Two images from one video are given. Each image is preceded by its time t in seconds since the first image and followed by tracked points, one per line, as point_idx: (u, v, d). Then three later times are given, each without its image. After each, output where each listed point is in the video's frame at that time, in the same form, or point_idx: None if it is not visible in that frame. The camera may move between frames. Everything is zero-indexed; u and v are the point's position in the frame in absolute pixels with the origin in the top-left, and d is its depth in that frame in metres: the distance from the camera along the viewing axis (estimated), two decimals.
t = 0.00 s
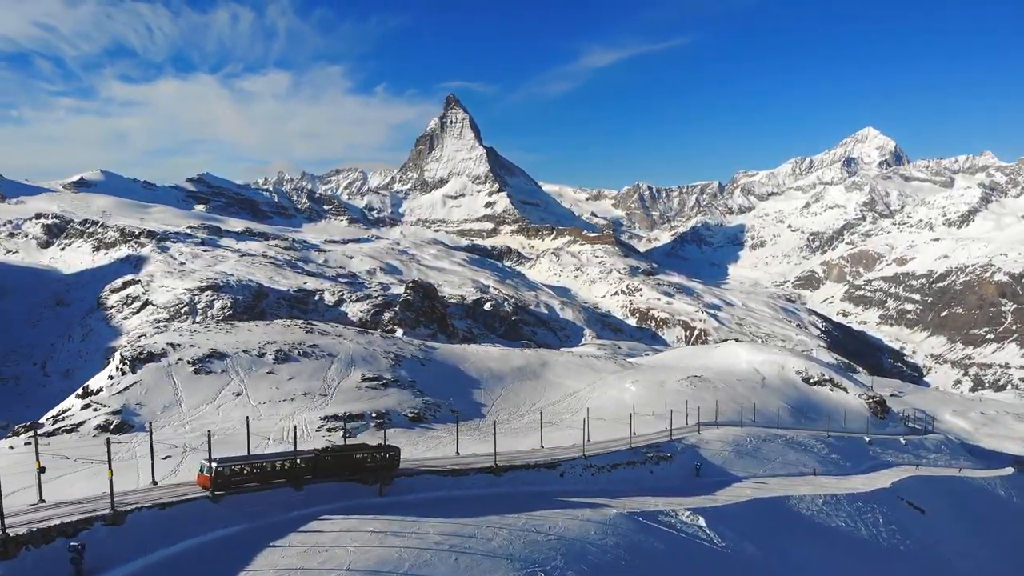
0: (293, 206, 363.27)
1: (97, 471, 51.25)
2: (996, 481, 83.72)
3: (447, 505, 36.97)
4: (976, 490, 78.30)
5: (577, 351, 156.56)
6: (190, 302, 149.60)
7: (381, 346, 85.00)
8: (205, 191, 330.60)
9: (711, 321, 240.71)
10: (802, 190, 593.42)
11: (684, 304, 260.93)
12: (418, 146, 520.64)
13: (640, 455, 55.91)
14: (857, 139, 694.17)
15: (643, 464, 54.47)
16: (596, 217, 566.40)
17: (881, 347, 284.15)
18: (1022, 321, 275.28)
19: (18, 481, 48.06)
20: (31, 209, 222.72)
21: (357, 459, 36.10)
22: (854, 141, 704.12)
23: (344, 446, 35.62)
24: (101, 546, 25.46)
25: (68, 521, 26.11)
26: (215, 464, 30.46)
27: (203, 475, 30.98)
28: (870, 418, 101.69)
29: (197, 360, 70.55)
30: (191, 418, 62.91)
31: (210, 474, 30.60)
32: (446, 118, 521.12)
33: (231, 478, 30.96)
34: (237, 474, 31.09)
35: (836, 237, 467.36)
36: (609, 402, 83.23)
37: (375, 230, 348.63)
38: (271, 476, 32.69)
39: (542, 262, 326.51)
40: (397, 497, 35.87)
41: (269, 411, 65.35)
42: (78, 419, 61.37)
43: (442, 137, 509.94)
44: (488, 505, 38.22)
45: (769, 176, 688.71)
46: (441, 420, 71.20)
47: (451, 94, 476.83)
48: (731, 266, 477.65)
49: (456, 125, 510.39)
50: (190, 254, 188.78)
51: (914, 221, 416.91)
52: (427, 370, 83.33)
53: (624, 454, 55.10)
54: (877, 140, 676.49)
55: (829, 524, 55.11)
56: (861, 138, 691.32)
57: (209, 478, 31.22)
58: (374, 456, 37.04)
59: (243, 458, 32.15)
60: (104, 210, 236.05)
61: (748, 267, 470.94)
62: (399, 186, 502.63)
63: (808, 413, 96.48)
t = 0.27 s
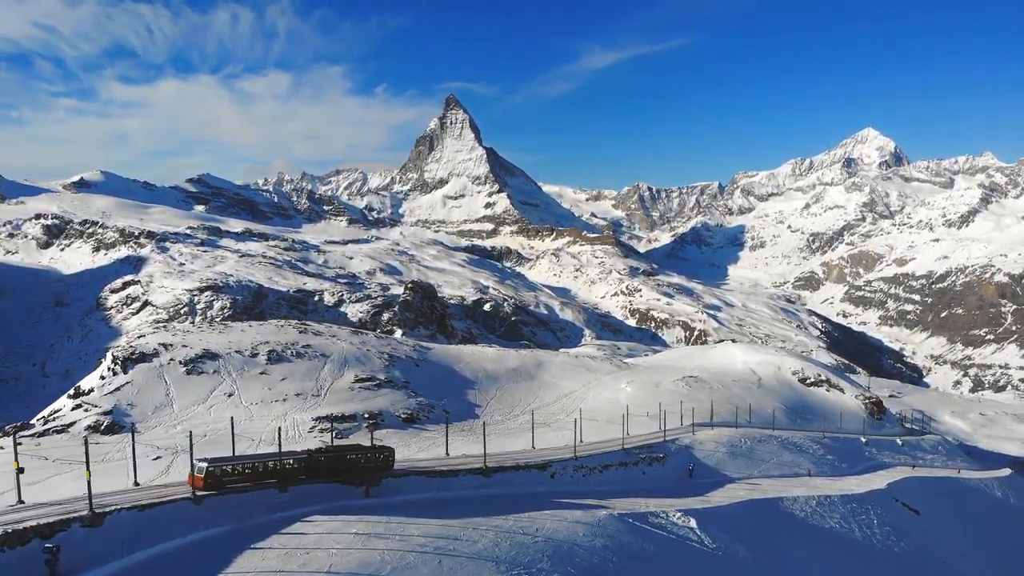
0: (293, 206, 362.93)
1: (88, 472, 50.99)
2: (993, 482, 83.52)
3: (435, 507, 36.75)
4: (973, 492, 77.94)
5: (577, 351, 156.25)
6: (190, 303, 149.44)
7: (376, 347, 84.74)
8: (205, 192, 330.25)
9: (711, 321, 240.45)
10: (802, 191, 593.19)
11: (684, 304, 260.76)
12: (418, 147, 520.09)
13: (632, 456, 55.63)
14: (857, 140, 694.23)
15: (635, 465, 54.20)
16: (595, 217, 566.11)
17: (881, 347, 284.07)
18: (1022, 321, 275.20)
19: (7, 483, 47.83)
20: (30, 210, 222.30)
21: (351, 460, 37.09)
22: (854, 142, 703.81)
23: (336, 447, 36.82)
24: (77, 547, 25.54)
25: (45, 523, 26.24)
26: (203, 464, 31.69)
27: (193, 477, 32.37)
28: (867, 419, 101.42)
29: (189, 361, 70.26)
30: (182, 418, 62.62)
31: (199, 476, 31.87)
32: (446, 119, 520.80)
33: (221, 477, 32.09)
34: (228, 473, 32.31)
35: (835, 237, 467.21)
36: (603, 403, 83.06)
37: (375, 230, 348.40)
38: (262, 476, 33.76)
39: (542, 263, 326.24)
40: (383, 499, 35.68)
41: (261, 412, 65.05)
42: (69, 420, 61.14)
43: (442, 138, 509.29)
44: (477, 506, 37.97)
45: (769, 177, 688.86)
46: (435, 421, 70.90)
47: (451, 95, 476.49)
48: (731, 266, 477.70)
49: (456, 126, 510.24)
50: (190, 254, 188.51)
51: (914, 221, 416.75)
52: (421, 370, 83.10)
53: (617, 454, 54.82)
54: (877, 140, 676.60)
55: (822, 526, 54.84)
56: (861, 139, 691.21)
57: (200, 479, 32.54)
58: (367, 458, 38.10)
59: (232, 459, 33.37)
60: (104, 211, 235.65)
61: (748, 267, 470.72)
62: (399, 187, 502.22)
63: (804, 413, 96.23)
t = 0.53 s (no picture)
0: (292, 207, 362.65)
1: (79, 474, 50.76)
2: (990, 483, 83.30)
3: (423, 508, 36.48)
4: (971, 493, 77.72)
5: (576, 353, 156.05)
6: (189, 304, 149.25)
7: (370, 347, 84.43)
8: (205, 193, 329.90)
9: (710, 322, 240.30)
10: (802, 192, 593.34)
11: (683, 305, 260.70)
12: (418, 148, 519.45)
13: (625, 458, 55.39)
14: (857, 141, 694.17)
15: (628, 465, 54.02)
16: (595, 218, 565.72)
17: (881, 348, 284.09)
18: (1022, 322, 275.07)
19: None
20: (30, 211, 222.00)
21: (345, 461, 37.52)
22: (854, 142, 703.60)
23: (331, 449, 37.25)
24: (58, 548, 25.69)
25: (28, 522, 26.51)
26: (197, 464, 31.89)
27: (188, 476, 32.79)
28: (864, 420, 101.05)
29: (182, 361, 70.10)
30: (174, 419, 62.44)
31: (194, 474, 32.30)
32: (446, 119, 520.41)
33: (215, 478, 32.39)
34: (222, 473, 32.60)
35: (835, 238, 467.07)
36: (598, 404, 82.91)
37: (374, 231, 348.28)
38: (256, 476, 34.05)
39: (542, 264, 325.97)
40: (372, 501, 35.55)
41: (254, 413, 64.87)
42: (60, 420, 61.00)
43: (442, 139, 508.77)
44: (464, 509, 37.68)
45: (769, 178, 688.52)
46: (429, 422, 70.62)
47: (451, 96, 476.05)
48: (731, 267, 477.58)
49: (456, 126, 510.01)
50: (190, 255, 188.22)
51: (914, 222, 416.50)
52: (416, 371, 82.84)
53: (609, 455, 54.67)
54: (877, 141, 676.59)
55: (817, 527, 54.57)
56: (861, 140, 691.21)
57: (194, 478, 32.99)
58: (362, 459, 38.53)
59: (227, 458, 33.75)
60: (104, 212, 235.29)
61: (748, 269, 470.47)
62: (399, 187, 501.77)
63: (800, 414, 95.99)
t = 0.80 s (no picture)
0: (292, 208, 362.51)
1: (68, 476, 50.43)
2: (986, 484, 83.08)
3: (410, 510, 36.23)
4: (966, 495, 77.48)
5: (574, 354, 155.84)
6: (189, 304, 149.21)
7: (365, 348, 84.10)
8: (205, 194, 329.76)
9: (710, 323, 240.11)
10: (803, 193, 593.25)
11: (683, 306, 260.68)
12: (418, 149, 519.10)
13: (618, 459, 55.16)
14: (857, 141, 694.03)
15: (620, 467, 53.75)
16: (595, 219, 565.74)
17: (881, 349, 284.07)
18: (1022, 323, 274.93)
19: None
20: (30, 211, 221.84)
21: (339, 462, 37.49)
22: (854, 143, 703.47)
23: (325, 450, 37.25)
24: (34, 551, 25.52)
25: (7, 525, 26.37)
26: (188, 465, 31.96)
27: (178, 477, 32.61)
28: (860, 421, 100.75)
29: (174, 362, 69.85)
30: (165, 420, 62.23)
31: (184, 477, 32.13)
32: (446, 120, 520.25)
33: (206, 479, 32.44)
34: (214, 473, 32.63)
35: (835, 239, 466.95)
36: (593, 405, 82.64)
37: (374, 232, 348.26)
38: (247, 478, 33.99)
39: (541, 265, 325.74)
40: (357, 503, 35.30)
41: (245, 413, 64.61)
42: (51, 421, 60.78)
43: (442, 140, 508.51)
44: (451, 511, 37.37)
45: (769, 179, 688.65)
46: (422, 423, 70.31)
47: (451, 96, 476.18)
48: (731, 268, 477.44)
49: (456, 127, 509.88)
50: (189, 256, 187.97)
51: (914, 223, 416.21)
52: (410, 372, 82.56)
53: (601, 457, 54.39)
54: (877, 142, 676.58)
55: (810, 529, 54.35)
56: (861, 141, 691.12)
57: (184, 479, 32.85)
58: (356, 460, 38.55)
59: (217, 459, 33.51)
60: (103, 212, 235.22)
61: (748, 269, 470.32)
62: (399, 188, 501.62)
63: (796, 415, 95.74)
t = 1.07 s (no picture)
0: (292, 208, 362.23)
1: (57, 477, 50.16)
2: (983, 485, 82.81)
3: (397, 513, 35.90)
4: (962, 496, 77.19)
5: (574, 355, 155.59)
6: (188, 304, 149.04)
7: (358, 349, 83.75)
8: (205, 194, 329.45)
9: (710, 324, 239.82)
10: (803, 193, 593.05)
11: (683, 306, 260.47)
12: (418, 149, 518.42)
13: (610, 461, 54.90)
14: (857, 142, 693.48)
15: (612, 469, 53.47)
16: (595, 219, 565.59)
17: (881, 350, 283.97)
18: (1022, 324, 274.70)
19: None
20: (29, 211, 221.49)
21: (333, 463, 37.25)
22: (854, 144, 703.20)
23: (318, 451, 37.03)
24: (9, 555, 25.44)
25: None
26: (178, 465, 32.15)
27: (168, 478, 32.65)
28: (856, 422, 100.46)
29: (166, 362, 69.57)
30: (156, 421, 61.96)
31: (173, 477, 32.16)
32: (446, 121, 519.93)
33: (197, 479, 32.59)
34: (204, 474, 32.84)
35: (835, 240, 466.74)
36: (588, 406, 82.34)
37: (374, 232, 348.05)
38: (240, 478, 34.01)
39: (541, 265, 325.41)
40: (343, 505, 34.95)
41: (236, 414, 64.29)
42: (42, 422, 60.55)
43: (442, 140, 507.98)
44: (438, 514, 37.03)
45: (769, 179, 688.43)
46: (415, 424, 69.95)
47: (451, 97, 475.94)
48: (731, 269, 477.21)
49: (456, 128, 509.19)
50: (189, 256, 187.61)
51: (913, 224, 415.79)
52: (404, 373, 82.23)
53: (593, 459, 54.07)
54: (876, 143, 676.02)
55: (803, 531, 54.06)
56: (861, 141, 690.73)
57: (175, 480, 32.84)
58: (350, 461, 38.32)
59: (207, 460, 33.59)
60: (103, 213, 234.96)
61: (748, 270, 470.14)
62: (399, 189, 501.20)
63: (791, 416, 95.44)
